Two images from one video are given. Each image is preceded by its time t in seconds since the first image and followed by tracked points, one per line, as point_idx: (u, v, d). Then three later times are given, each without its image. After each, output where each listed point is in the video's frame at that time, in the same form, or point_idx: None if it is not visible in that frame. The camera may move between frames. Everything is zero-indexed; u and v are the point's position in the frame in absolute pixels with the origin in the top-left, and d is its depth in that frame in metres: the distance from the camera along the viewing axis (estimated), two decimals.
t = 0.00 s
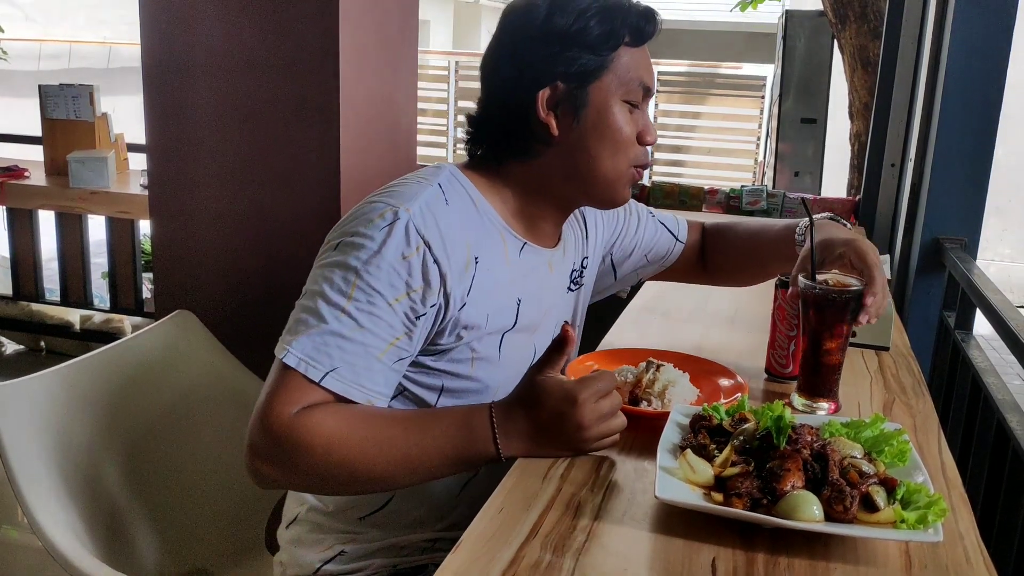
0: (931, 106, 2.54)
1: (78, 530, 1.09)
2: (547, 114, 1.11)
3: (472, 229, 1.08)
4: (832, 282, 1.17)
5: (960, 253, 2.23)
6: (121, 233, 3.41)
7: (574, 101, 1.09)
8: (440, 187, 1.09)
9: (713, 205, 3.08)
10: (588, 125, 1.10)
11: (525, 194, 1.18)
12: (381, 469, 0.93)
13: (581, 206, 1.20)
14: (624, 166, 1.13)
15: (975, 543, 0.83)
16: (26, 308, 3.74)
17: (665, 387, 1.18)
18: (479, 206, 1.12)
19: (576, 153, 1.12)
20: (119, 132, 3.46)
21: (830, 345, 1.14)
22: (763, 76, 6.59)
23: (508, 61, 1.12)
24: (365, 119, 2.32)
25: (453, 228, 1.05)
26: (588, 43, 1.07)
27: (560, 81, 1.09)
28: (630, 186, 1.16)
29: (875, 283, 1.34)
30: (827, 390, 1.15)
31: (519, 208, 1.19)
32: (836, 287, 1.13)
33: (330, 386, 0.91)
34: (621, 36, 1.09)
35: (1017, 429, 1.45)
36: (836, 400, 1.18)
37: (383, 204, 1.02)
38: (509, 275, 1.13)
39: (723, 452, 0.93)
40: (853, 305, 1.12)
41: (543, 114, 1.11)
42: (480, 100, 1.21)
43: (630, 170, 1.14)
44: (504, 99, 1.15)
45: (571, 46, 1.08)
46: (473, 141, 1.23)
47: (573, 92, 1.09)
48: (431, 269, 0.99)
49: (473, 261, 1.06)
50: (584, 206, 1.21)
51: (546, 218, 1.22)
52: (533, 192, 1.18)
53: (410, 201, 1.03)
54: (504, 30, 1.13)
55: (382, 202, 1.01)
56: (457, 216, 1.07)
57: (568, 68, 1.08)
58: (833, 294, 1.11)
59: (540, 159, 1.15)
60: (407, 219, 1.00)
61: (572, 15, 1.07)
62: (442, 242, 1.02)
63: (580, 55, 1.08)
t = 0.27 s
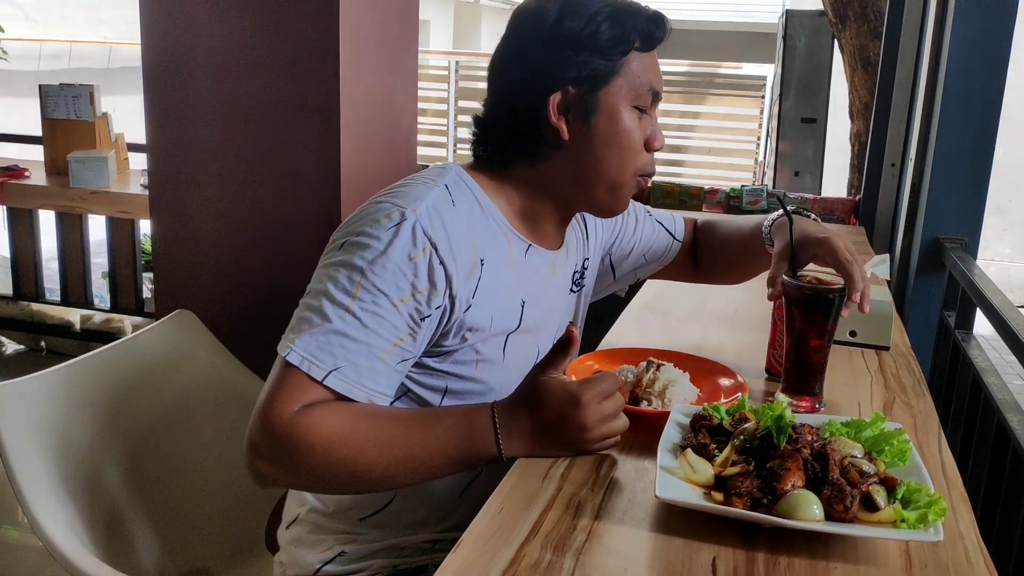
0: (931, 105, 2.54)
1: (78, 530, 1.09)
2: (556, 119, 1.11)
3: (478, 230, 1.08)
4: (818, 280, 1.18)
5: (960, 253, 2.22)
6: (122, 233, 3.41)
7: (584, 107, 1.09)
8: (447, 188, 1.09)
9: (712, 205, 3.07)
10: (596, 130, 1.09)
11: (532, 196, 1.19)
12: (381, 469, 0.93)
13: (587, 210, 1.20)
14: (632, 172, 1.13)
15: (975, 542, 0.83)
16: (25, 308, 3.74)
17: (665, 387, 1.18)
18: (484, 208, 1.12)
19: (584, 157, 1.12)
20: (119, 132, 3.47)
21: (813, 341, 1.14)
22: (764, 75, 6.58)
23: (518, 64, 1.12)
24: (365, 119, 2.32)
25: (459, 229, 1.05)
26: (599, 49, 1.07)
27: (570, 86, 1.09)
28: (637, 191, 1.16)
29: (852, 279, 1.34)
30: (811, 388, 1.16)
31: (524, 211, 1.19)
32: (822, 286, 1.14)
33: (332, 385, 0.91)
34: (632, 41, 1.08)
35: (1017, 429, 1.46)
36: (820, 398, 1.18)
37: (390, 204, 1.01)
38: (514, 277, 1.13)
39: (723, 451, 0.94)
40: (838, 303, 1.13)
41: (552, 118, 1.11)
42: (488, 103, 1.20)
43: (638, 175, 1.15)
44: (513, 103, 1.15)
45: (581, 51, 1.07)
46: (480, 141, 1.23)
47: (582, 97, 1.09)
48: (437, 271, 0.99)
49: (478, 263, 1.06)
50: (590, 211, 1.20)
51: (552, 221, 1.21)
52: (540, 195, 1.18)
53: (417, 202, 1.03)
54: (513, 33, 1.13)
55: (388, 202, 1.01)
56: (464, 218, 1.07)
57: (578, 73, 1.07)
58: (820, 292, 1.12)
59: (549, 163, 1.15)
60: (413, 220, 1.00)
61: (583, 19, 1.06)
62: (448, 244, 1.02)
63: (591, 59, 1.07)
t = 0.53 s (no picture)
0: (931, 105, 2.54)
1: (78, 528, 1.09)
2: (570, 124, 1.10)
3: (491, 231, 1.09)
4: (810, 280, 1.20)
5: (960, 253, 2.22)
6: (122, 233, 3.41)
7: (599, 112, 1.09)
8: (461, 188, 1.09)
9: (713, 205, 3.07)
10: (612, 136, 1.10)
11: (543, 200, 1.18)
12: (384, 464, 0.93)
13: (599, 214, 1.21)
14: (646, 175, 1.14)
15: (975, 542, 0.83)
16: (25, 307, 3.74)
17: (665, 387, 1.18)
18: (497, 209, 1.12)
19: (599, 163, 1.12)
20: (119, 132, 3.46)
21: (807, 339, 1.16)
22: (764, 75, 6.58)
23: (531, 70, 1.12)
24: (365, 119, 2.32)
25: (471, 229, 1.05)
26: (614, 55, 1.07)
27: (585, 92, 1.09)
28: (649, 195, 1.17)
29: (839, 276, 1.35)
30: (805, 387, 1.18)
31: (535, 214, 1.19)
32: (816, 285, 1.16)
33: (338, 380, 0.91)
34: (647, 46, 1.09)
35: (1017, 429, 1.45)
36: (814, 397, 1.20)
37: (403, 202, 1.02)
38: (524, 278, 1.13)
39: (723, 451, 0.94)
40: (832, 302, 1.16)
41: (567, 124, 1.10)
42: (499, 105, 1.20)
43: (651, 178, 1.15)
44: (525, 108, 1.14)
45: (597, 57, 1.07)
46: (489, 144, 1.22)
47: (597, 103, 1.09)
48: (448, 271, 1.00)
49: (490, 264, 1.06)
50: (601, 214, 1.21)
51: (563, 225, 1.21)
52: (552, 198, 1.18)
53: (431, 202, 1.03)
54: (526, 38, 1.12)
55: (402, 201, 1.01)
56: (477, 218, 1.07)
57: (593, 79, 1.08)
58: (815, 291, 1.14)
59: (563, 168, 1.14)
60: (426, 219, 1.00)
61: (598, 25, 1.06)
62: (460, 244, 1.02)
63: (606, 65, 1.07)
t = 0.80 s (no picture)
0: (932, 105, 2.54)
1: (78, 527, 1.10)
2: (594, 130, 1.11)
3: (512, 233, 1.09)
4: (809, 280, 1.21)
5: (961, 253, 2.22)
6: (122, 233, 3.41)
7: (623, 117, 1.10)
8: (488, 189, 1.10)
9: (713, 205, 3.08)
10: (636, 140, 1.10)
11: (565, 207, 1.19)
12: (385, 452, 0.94)
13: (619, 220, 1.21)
14: (669, 179, 1.15)
15: (976, 542, 0.83)
16: (26, 307, 3.74)
17: (666, 386, 1.18)
18: (522, 212, 1.12)
19: (622, 168, 1.13)
20: (119, 132, 3.47)
21: (807, 338, 1.16)
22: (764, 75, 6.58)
23: (554, 76, 1.12)
24: (366, 119, 2.32)
25: (494, 231, 1.05)
26: (639, 59, 1.08)
27: (609, 97, 1.09)
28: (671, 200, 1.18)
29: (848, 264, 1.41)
30: (803, 387, 1.18)
31: (556, 222, 1.20)
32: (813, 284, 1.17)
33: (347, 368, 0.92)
34: (670, 51, 1.10)
35: (1017, 428, 1.45)
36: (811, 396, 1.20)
37: (429, 199, 1.02)
38: (543, 282, 1.14)
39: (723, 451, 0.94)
40: (829, 301, 1.16)
41: (591, 129, 1.11)
42: (519, 114, 1.20)
43: (673, 182, 1.16)
44: (548, 113, 1.14)
45: (620, 62, 1.08)
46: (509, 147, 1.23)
47: (622, 108, 1.09)
48: (468, 271, 1.00)
49: (509, 267, 1.07)
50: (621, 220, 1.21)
51: (583, 232, 1.22)
52: (572, 202, 1.18)
53: (457, 201, 1.04)
54: (546, 46, 1.13)
55: (428, 197, 1.02)
56: (500, 220, 1.07)
57: (616, 85, 1.08)
58: (813, 290, 1.15)
59: (585, 174, 1.15)
60: (451, 217, 1.00)
61: (620, 32, 1.08)
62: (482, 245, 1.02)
63: (630, 69, 1.08)
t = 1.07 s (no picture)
0: (932, 105, 2.54)
1: (78, 525, 1.10)
2: (619, 140, 1.13)
3: (535, 241, 1.10)
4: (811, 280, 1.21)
5: (961, 253, 2.22)
6: (122, 233, 3.41)
7: (648, 128, 1.12)
8: (516, 196, 1.11)
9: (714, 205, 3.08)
10: (660, 151, 1.12)
11: (588, 215, 1.21)
12: (384, 443, 0.96)
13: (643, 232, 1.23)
14: (695, 190, 1.16)
15: (976, 542, 0.83)
16: (26, 307, 3.74)
17: (666, 386, 1.18)
18: (547, 220, 1.14)
19: (646, 177, 1.14)
20: (120, 132, 3.47)
21: (807, 339, 1.16)
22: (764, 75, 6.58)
23: (582, 86, 1.14)
24: (366, 119, 2.32)
25: (519, 239, 1.07)
26: (666, 71, 1.10)
27: (633, 108, 1.11)
28: (698, 213, 1.19)
29: (785, 235, 1.41)
30: (802, 389, 1.18)
31: (580, 230, 1.22)
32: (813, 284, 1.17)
33: (357, 361, 0.93)
34: (697, 62, 1.12)
35: (1017, 428, 1.45)
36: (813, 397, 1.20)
37: (458, 201, 1.04)
38: (563, 292, 1.17)
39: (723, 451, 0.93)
40: (829, 302, 1.16)
41: (616, 140, 1.13)
42: (547, 120, 1.22)
43: (699, 193, 1.17)
44: (576, 124, 1.17)
45: (647, 73, 1.10)
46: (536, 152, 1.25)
47: (647, 118, 1.11)
48: (489, 277, 1.02)
49: (529, 275, 1.08)
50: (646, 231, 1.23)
51: (606, 241, 1.24)
52: (595, 211, 1.20)
53: (486, 205, 1.05)
54: (574, 54, 1.15)
55: (457, 200, 1.03)
56: (526, 226, 1.09)
57: (643, 95, 1.10)
58: (812, 290, 1.15)
59: (610, 183, 1.17)
60: (479, 222, 1.02)
61: (648, 42, 1.10)
62: (505, 252, 1.04)
63: (656, 80, 1.10)
